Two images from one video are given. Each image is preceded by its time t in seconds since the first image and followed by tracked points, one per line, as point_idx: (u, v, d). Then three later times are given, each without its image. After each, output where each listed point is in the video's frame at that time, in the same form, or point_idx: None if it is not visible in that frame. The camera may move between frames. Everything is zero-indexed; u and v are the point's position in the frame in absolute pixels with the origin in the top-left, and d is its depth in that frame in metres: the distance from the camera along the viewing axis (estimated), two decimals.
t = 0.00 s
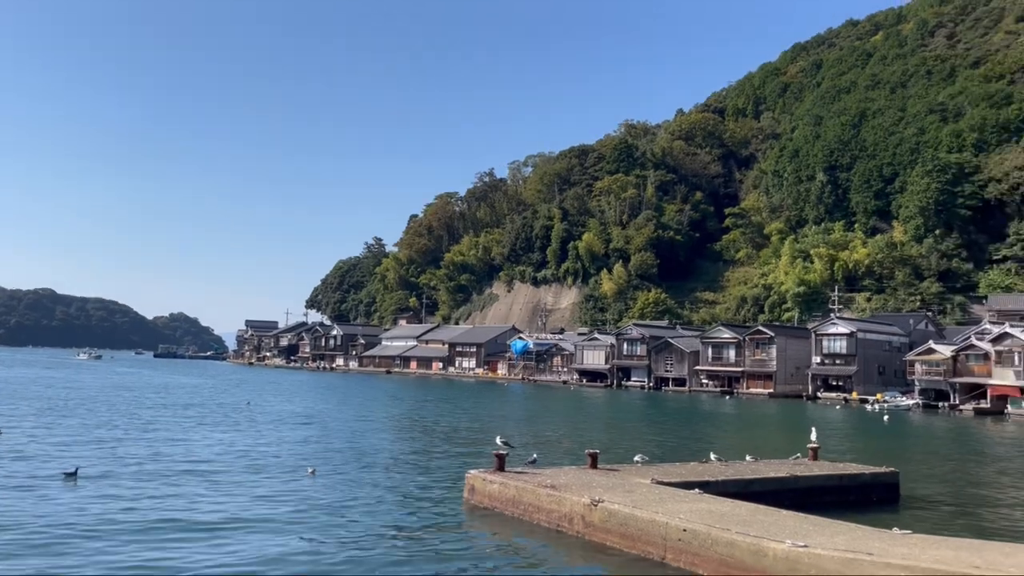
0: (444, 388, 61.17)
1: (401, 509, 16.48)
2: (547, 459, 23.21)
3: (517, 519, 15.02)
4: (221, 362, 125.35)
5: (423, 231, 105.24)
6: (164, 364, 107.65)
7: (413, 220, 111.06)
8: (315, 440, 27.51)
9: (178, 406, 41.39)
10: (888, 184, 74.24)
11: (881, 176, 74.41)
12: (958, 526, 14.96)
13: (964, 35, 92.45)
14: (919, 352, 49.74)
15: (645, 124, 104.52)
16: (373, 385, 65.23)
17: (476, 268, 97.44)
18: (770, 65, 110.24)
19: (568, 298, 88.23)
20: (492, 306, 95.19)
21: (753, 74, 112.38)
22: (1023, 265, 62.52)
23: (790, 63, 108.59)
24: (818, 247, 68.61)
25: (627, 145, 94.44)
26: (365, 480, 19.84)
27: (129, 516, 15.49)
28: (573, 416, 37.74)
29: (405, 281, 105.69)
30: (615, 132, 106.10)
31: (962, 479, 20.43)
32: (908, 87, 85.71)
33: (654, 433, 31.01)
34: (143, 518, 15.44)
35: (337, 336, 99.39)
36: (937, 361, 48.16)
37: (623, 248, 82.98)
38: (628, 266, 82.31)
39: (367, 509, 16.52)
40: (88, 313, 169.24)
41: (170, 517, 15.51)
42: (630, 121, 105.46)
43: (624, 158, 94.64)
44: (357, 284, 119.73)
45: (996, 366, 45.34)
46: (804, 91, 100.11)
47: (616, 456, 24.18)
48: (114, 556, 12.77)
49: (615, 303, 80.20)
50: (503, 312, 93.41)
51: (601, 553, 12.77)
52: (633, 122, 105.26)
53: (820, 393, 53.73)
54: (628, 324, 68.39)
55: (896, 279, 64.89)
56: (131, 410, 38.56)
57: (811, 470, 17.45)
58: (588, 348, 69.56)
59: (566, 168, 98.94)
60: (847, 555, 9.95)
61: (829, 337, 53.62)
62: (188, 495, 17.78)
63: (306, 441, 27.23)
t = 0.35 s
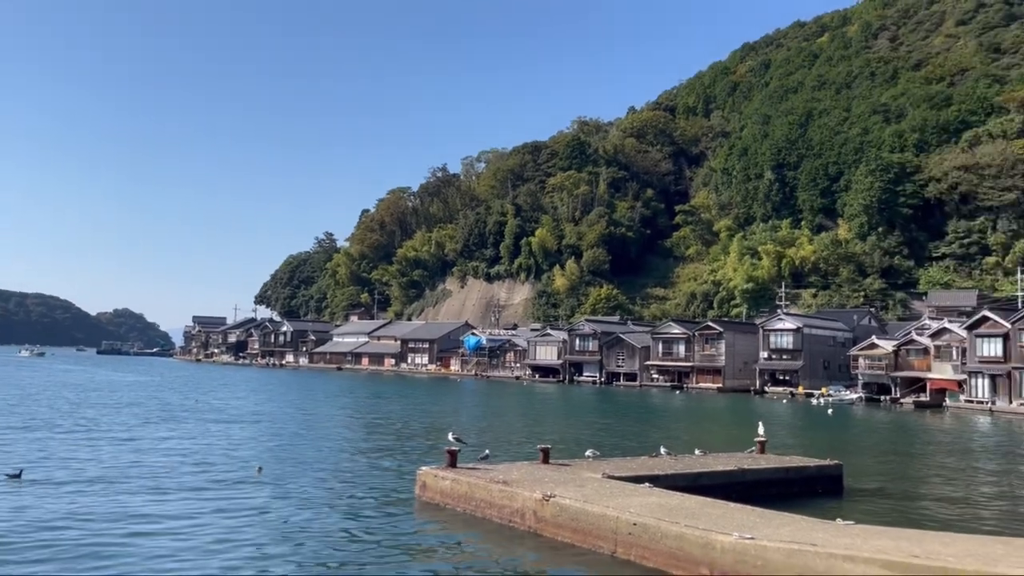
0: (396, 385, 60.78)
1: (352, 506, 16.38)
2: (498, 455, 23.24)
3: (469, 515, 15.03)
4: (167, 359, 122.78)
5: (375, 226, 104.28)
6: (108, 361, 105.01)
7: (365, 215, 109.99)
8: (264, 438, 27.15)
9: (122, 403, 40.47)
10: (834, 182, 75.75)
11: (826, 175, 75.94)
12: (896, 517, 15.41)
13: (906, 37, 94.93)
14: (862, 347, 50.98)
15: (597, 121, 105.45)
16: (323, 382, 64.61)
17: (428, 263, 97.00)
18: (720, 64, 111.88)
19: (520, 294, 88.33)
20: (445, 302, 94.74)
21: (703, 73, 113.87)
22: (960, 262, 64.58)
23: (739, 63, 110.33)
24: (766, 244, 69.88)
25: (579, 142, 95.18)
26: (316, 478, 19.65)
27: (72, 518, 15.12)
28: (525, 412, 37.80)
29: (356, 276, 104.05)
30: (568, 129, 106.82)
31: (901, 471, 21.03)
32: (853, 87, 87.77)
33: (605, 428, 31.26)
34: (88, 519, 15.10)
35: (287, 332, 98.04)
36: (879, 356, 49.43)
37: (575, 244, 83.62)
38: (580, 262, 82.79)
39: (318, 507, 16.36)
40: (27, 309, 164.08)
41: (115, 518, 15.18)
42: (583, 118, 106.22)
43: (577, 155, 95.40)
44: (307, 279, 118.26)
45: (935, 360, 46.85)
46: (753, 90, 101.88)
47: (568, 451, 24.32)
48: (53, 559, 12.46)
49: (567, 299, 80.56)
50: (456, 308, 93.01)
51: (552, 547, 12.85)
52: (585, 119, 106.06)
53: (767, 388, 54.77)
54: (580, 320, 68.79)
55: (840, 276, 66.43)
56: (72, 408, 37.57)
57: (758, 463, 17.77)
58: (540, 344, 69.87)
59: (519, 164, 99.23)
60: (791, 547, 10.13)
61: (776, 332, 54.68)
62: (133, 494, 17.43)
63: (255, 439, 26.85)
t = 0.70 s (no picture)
0: (351, 381, 60.19)
1: (305, 504, 16.19)
2: (453, 451, 23.20)
3: (424, 512, 14.96)
4: (114, 356, 119.99)
5: (329, 221, 103.14)
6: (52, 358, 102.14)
7: (319, 210, 108.77)
8: (215, 436, 26.68)
9: (67, 401, 39.43)
10: (785, 181, 77.04)
11: (778, 174, 77.22)
12: (837, 509, 15.78)
13: (855, 40, 97.05)
14: (811, 343, 51.98)
15: (553, 118, 105.80)
16: (276, 378, 63.80)
17: (384, 259, 96.27)
18: (674, 63, 113.06)
19: (476, 290, 88.17)
20: (400, 298, 94.12)
21: (658, 71, 115.04)
22: (906, 260, 66.12)
23: (693, 62, 111.62)
24: (719, 242, 70.81)
25: (536, 139, 95.65)
26: (269, 476, 19.40)
27: (16, 519, 14.69)
28: (481, 409, 37.71)
29: (310, 271, 102.77)
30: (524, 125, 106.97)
31: (847, 464, 21.49)
32: (804, 87, 89.39)
33: (561, 424, 31.32)
34: (32, 519, 14.70)
35: (238, 328, 96.43)
36: (828, 351, 50.49)
37: (531, 241, 83.97)
38: (536, 259, 82.96)
39: (270, 505, 16.13)
40: None
41: (60, 519, 14.80)
42: (539, 114, 106.47)
43: (533, 152, 95.78)
44: (260, 275, 116.61)
45: (881, 356, 48.01)
46: (707, 89, 103.18)
47: (523, 447, 24.37)
48: None
49: (523, 295, 80.62)
50: (411, 304, 92.44)
51: (507, 543, 12.85)
52: (541, 116, 106.33)
53: (719, 383, 55.56)
54: (536, 316, 68.94)
55: (791, 273, 67.61)
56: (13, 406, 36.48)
57: (711, 458, 18.01)
58: (496, 340, 69.89)
59: (475, 161, 99.10)
60: (742, 540, 10.26)
61: (728, 328, 55.46)
62: (79, 494, 17.00)
63: (205, 437, 26.38)
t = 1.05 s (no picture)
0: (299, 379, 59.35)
1: (252, 504, 15.93)
2: (403, 449, 23.09)
3: (373, 511, 14.85)
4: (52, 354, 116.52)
5: (277, 216, 101.57)
6: None
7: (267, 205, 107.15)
8: (157, 435, 26.04)
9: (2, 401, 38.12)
10: (732, 181, 78.24)
11: (725, 174, 78.40)
12: (784, 502, 16.15)
13: (800, 42, 99.01)
14: (757, 340, 52.90)
15: (504, 115, 105.88)
16: (222, 375, 62.74)
17: (333, 256, 95.11)
18: (625, 62, 114.08)
19: (427, 288, 87.70)
20: (349, 295, 93.14)
21: (608, 70, 115.93)
22: (848, 259, 67.60)
23: (643, 61, 112.77)
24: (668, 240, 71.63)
25: (487, 136, 95.89)
26: (214, 476, 19.05)
27: None
28: (431, 406, 37.50)
29: (257, 267, 101.09)
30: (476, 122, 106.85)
31: (791, 459, 21.97)
32: (751, 88, 91.00)
33: (511, 421, 31.31)
34: None
35: (183, 325, 94.37)
36: (773, 348, 51.47)
37: (483, 238, 83.95)
38: (487, 256, 82.87)
39: (217, 505, 15.84)
40: None
41: None
42: (490, 111, 106.46)
43: (484, 148, 95.84)
44: (205, 271, 114.48)
45: (824, 352, 49.09)
46: (657, 89, 104.37)
47: (473, 444, 24.36)
48: None
49: (475, 293, 80.45)
50: (361, 301, 91.53)
51: (456, 540, 12.84)
52: (493, 113, 106.34)
53: (667, 380, 56.22)
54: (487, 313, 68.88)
55: (737, 271, 68.72)
56: None
57: (659, 454, 18.23)
58: (446, 337, 69.61)
59: (426, 157, 98.71)
60: (689, 533, 10.40)
61: (676, 325, 56.11)
62: (17, 496, 16.47)
63: (148, 436, 25.77)
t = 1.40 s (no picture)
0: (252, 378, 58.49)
1: (204, 506, 15.66)
2: (358, 449, 22.89)
3: (326, 511, 14.69)
4: None
5: (230, 213, 99.93)
6: None
7: (219, 202, 105.43)
8: (104, 436, 25.41)
9: None
10: (687, 181, 79.06)
11: (680, 173, 79.25)
12: (737, 499, 16.33)
13: (754, 45, 100.53)
14: (710, 338, 53.61)
15: (462, 113, 105.74)
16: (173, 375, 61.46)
17: (288, 253, 93.80)
18: (581, 62, 114.74)
19: (383, 286, 87.07)
20: (304, 293, 91.95)
21: (565, 69, 116.42)
22: (800, 259, 68.68)
23: (599, 61, 113.56)
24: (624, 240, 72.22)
25: (444, 134, 95.69)
26: (164, 477, 18.71)
27: None
28: (386, 405, 37.18)
29: (210, 265, 99.18)
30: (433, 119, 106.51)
31: (744, 456, 22.27)
32: (705, 90, 92.24)
33: (466, 420, 31.19)
34: None
35: (132, 324, 92.33)
36: (726, 346, 52.17)
37: (440, 236, 83.63)
38: (444, 254, 82.60)
39: (166, 507, 15.55)
40: None
41: None
42: (447, 109, 106.22)
43: (441, 146, 95.63)
44: (156, 268, 112.23)
45: (776, 351, 49.96)
46: (613, 89, 105.22)
47: (429, 443, 24.26)
48: None
49: (431, 291, 80.12)
50: (316, 299, 90.48)
51: (410, 540, 12.78)
52: (450, 110, 106.13)
53: (623, 378, 56.69)
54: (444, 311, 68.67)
55: (692, 270, 69.54)
56: None
57: (614, 451, 18.35)
58: (403, 336, 69.18)
59: (382, 154, 98.14)
60: (642, 530, 10.48)
61: (631, 324, 56.58)
62: None
63: (95, 438, 25.15)
